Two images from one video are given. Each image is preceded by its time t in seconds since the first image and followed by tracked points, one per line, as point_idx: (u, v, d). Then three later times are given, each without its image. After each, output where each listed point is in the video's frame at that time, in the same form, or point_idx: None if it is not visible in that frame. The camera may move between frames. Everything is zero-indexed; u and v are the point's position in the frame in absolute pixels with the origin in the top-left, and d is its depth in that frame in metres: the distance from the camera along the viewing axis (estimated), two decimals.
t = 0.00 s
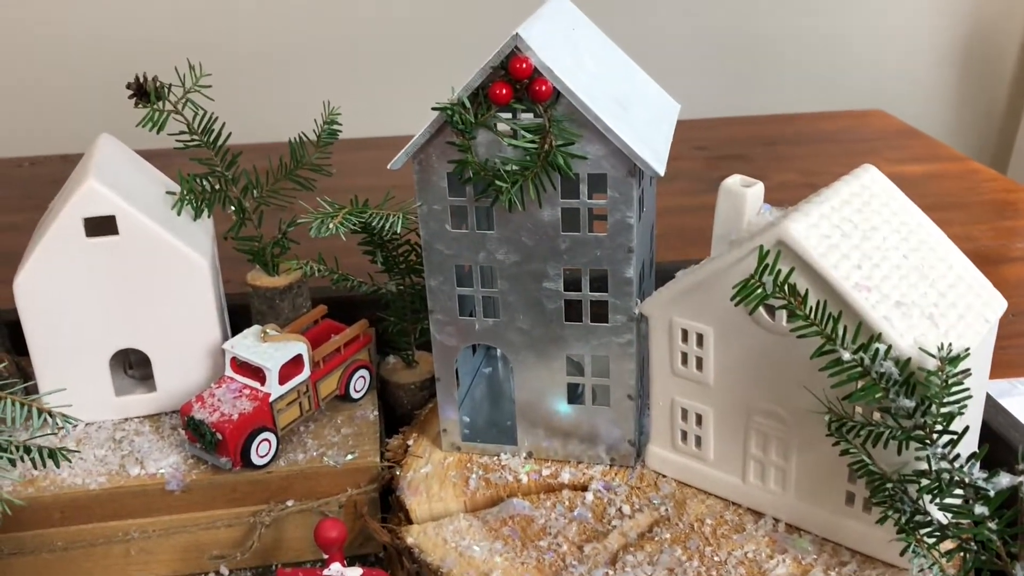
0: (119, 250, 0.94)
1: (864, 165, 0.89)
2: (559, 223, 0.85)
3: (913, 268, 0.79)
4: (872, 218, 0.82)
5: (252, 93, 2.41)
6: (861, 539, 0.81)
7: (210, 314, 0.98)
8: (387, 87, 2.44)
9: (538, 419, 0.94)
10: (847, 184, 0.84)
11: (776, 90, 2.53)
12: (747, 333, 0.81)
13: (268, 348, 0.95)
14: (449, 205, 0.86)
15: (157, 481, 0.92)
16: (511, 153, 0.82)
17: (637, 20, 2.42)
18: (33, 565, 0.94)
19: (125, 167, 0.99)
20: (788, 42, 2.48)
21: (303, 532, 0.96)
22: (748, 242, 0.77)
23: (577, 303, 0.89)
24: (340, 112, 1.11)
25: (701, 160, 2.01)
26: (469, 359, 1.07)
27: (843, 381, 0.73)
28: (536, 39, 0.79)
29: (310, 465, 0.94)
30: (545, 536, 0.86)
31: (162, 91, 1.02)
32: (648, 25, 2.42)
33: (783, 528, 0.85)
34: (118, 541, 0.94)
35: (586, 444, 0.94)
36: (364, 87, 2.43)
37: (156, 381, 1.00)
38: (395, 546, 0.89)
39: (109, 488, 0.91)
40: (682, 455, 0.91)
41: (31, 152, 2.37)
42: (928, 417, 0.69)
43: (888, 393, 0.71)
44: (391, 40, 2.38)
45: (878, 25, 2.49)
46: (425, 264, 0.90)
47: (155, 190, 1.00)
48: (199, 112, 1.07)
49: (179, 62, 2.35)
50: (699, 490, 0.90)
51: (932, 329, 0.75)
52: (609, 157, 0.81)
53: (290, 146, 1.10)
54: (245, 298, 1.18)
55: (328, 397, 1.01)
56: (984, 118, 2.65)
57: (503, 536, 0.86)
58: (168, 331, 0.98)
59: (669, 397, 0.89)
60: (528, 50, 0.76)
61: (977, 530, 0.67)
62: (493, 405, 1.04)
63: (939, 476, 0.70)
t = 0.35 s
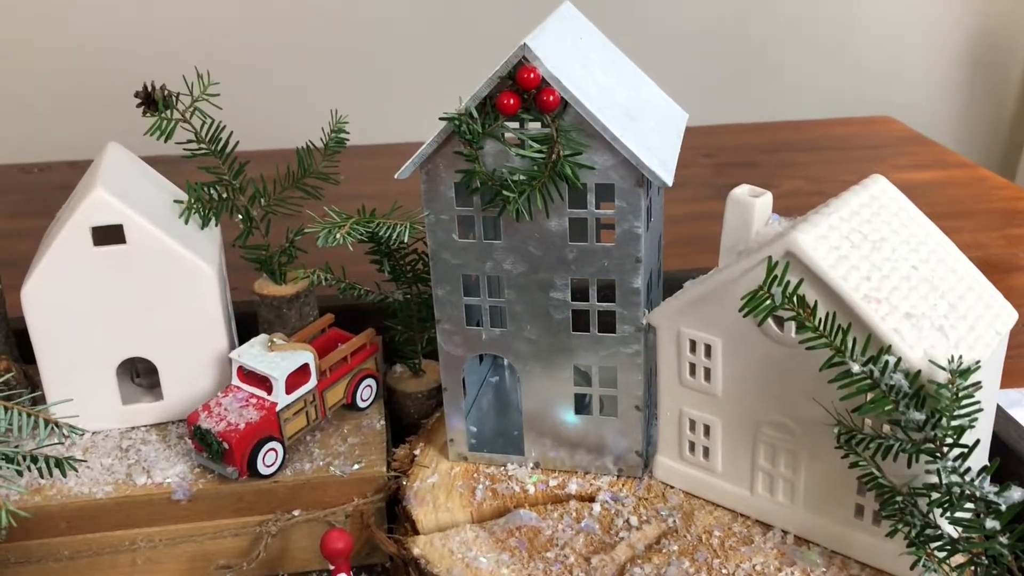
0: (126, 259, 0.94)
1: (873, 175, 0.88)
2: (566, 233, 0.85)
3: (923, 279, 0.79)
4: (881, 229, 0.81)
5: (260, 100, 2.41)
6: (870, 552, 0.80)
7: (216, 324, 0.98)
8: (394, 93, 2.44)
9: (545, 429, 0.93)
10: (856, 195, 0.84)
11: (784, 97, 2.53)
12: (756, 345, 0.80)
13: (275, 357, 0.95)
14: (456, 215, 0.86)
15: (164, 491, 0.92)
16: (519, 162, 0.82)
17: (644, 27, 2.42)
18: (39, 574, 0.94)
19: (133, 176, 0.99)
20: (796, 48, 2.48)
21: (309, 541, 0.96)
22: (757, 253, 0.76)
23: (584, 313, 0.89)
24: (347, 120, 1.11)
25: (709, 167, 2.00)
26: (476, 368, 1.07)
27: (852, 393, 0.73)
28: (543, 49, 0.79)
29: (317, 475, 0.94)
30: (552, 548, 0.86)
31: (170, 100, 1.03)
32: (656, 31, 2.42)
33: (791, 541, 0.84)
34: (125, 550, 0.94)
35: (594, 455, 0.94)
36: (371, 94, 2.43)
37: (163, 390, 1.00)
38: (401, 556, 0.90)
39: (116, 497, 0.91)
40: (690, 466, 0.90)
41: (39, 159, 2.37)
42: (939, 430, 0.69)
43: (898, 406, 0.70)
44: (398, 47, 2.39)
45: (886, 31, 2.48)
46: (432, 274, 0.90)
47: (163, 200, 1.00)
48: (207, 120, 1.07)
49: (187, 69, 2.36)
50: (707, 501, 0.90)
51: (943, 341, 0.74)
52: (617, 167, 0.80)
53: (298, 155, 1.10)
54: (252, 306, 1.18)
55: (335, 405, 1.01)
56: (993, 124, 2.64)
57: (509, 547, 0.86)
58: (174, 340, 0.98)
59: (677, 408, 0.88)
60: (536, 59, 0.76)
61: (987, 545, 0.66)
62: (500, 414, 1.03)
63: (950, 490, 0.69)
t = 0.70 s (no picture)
0: (134, 264, 0.94)
1: (883, 183, 0.88)
2: (574, 240, 0.84)
3: (933, 288, 0.78)
4: (890, 237, 0.81)
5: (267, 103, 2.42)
6: (879, 561, 0.80)
7: (223, 329, 0.98)
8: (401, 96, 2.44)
9: (553, 436, 0.93)
10: (865, 203, 0.83)
11: (791, 100, 2.52)
12: (764, 353, 0.80)
13: (282, 363, 0.95)
14: (464, 221, 0.86)
15: (171, 496, 0.92)
16: (527, 169, 0.82)
17: (652, 30, 2.42)
18: None
19: (142, 181, 1.00)
20: (803, 52, 2.47)
21: (316, 547, 0.96)
22: (766, 261, 0.76)
23: (591, 320, 0.89)
24: (355, 126, 1.12)
25: (716, 171, 2.00)
26: (483, 374, 1.06)
27: (861, 403, 0.73)
28: (552, 56, 0.79)
29: (324, 481, 0.94)
30: (559, 555, 0.85)
31: (178, 105, 1.03)
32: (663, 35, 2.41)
33: (799, 549, 0.84)
34: (132, 555, 0.94)
35: (601, 462, 0.93)
36: (378, 97, 2.43)
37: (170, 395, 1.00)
38: (408, 563, 0.90)
39: (123, 502, 0.91)
40: (698, 474, 0.90)
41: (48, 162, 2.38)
42: (949, 441, 0.69)
43: (907, 416, 0.70)
44: (405, 51, 2.39)
45: (894, 35, 2.47)
46: (439, 280, 0.90)
47: (171, 205, 1.00)
48: (216, 125, 1.07)
49: (195, 73, 2.37)
50: (714, 509, 0.90)
51: (953, 350, 0.74)
52: (626, 174, 0.80)
53: (305, 160, 1.10)
54: (259, 310, 1.18)
55: (343, 411, 1.01)
56: (1001, 129, 2.63)
57: (516, 554, 0.86)
58: (182, 345, 0.98)
59: (684, 416, 0.88)
60: (545, 67, 0.76)
61: (998, 555, 0.66)
62: (506, 421, 1.03)
63: (959, 500, 0.69)
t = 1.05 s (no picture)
0: (142, 260, 0.94)
1: (895, 179, 0.87)
2: (583, 237, 0.84)
3: (946, 285, 0.78)
4: (903, 234, 0.80)
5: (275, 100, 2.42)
6: (890, 561, 0.79)
7: (231, 326, 0.98)
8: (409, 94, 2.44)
9: (561, 434, 0.93)
10: (878, 200, 0.83)
11: (800, 99, 2.51)
12: (775, 351, 0.79)
13: (290, 360, 0.94)
14: (473, 218, 0.86)
15: (178, 493, 0.92)
16: (536, 165, 0.81)
17: (660, 28, 2.41)
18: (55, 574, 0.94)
19: (150, 177, 0.99)
20: (812, 49, 2.46)
21: (324, 545, 0.96)
22: (777, 258, 0.76)
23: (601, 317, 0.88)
24: (363, 122, 1.11)
25: (724, 169, 1.99)
26: (491, 372, 1.06)
27: (873, 401, 0.72)
28: (562, 52, 0.78)
29: (331, 479, 0.93)
30: (568, 554, 0.85)
31: (187, 101, 1.02)
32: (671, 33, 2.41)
33: (810, 548, 0.84)
34: (139, 551, 0.94)
35: (610, 460, 0.93)
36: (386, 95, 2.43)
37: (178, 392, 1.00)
38: (416, 560, 0.89)
39: (131, 499, 0.91)
40: (707, 472, 0.90)
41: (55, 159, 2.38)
42: (961, 439, 0.68)
43: (920, 414, 0.69)
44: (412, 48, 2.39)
45: (904, 33, 2.46)
46: (448, 277, 0.89)
47: (180, 201, 1.00)
48: (224, 122, 1.07)
49: (203, 70, 2.37)
50: (724, 508, 0.89)
51: (966, 348, 0.73)
52: (636, 171, 0.80)
53: (314, 157, 1.10)
54: (267, 307, 1.18)
55: (350, 407, 1.01)
56: (1012, 127, 2.62)
57: (525, 553, 0.85)
58: (190, 342, 0.98)
59: (694, 414, 0.88)
60: (555, 62, 0.76)
61: (1012, 555, 0.65)
62: (514, 418, 1.03)
63: (973, 500, 0.68)
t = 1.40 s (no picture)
0: (154, 247, 0.94)
1: (909, 167, 0.87)
2: (596, 225, 0.84)
3: (961, 273, 0.77)
4: (917, 222, 0.80)
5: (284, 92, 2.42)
6: (903, 550, 0.79)
7: (242, 314, 0.98)
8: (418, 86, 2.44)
9: (572, 423, 0.93)
10: (892, 187, 0.82)
11: (810, 91, 2.50)
12: (788, 339, 0.79)
13: (302, 348, 0.95)
14: (485, 205, 0.86)
15: (190, 479, 0.92)
16: (549, 153, 0.81)
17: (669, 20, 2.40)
18: (68, 560, 0.95)
19: (162, 164, 0.99)
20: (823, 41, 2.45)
21: (334, 532, 0.96)
22: (790, 246, 0.76)
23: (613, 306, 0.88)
24: (374, 111, 1.11)
25: (734, 161, 1.98)
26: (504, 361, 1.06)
27: (887, 389, 0.72)
28: (576, 38, 0.78)
29: (343, 466, 0.93)
30: (579, 541, 0.85)
31: (198, 89, 1.02)
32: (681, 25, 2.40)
33: (822, 537, 0.83)
34: (151, 538, 0.94)
35: (621, 449, 0.93)
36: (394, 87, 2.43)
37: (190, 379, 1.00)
38: (427, 548, 0.89)
39: (143, 485, 0.91)
40: (718, 461, 0.89)
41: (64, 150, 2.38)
42: (976, 427, 0.68)
43: (934, 402, 0.69)
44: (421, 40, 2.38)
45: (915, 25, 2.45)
46: (459, 265, 0.89)
47: (192, 189, 1.00)
48: (236, 110, 1.07)
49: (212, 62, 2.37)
50: (735, 497, 0.89)
51: (980, 336, 0.73)
52: (649, 158, 0.80)
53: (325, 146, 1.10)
54: (277, 297, 1.18)
55: (362, 396, 1.01)
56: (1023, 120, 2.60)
57: (536, 540, 0.85)
58: (201, 330, 0.98)
59: (706, 403, 0.87)
60: (568, 49, 0.76)
61: None
62: (525, 407, 1.03)
63: (987, 488, 0.68)
